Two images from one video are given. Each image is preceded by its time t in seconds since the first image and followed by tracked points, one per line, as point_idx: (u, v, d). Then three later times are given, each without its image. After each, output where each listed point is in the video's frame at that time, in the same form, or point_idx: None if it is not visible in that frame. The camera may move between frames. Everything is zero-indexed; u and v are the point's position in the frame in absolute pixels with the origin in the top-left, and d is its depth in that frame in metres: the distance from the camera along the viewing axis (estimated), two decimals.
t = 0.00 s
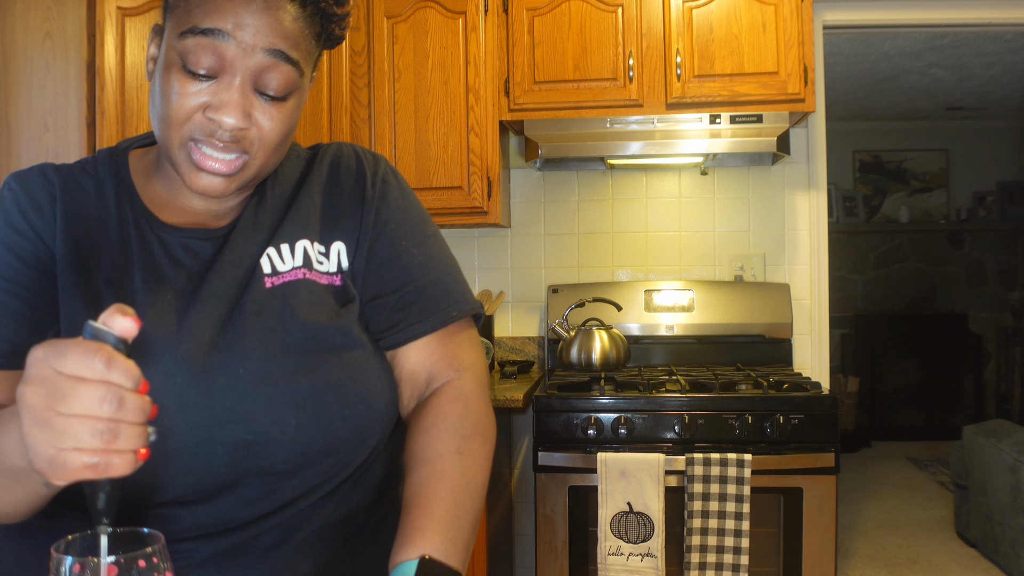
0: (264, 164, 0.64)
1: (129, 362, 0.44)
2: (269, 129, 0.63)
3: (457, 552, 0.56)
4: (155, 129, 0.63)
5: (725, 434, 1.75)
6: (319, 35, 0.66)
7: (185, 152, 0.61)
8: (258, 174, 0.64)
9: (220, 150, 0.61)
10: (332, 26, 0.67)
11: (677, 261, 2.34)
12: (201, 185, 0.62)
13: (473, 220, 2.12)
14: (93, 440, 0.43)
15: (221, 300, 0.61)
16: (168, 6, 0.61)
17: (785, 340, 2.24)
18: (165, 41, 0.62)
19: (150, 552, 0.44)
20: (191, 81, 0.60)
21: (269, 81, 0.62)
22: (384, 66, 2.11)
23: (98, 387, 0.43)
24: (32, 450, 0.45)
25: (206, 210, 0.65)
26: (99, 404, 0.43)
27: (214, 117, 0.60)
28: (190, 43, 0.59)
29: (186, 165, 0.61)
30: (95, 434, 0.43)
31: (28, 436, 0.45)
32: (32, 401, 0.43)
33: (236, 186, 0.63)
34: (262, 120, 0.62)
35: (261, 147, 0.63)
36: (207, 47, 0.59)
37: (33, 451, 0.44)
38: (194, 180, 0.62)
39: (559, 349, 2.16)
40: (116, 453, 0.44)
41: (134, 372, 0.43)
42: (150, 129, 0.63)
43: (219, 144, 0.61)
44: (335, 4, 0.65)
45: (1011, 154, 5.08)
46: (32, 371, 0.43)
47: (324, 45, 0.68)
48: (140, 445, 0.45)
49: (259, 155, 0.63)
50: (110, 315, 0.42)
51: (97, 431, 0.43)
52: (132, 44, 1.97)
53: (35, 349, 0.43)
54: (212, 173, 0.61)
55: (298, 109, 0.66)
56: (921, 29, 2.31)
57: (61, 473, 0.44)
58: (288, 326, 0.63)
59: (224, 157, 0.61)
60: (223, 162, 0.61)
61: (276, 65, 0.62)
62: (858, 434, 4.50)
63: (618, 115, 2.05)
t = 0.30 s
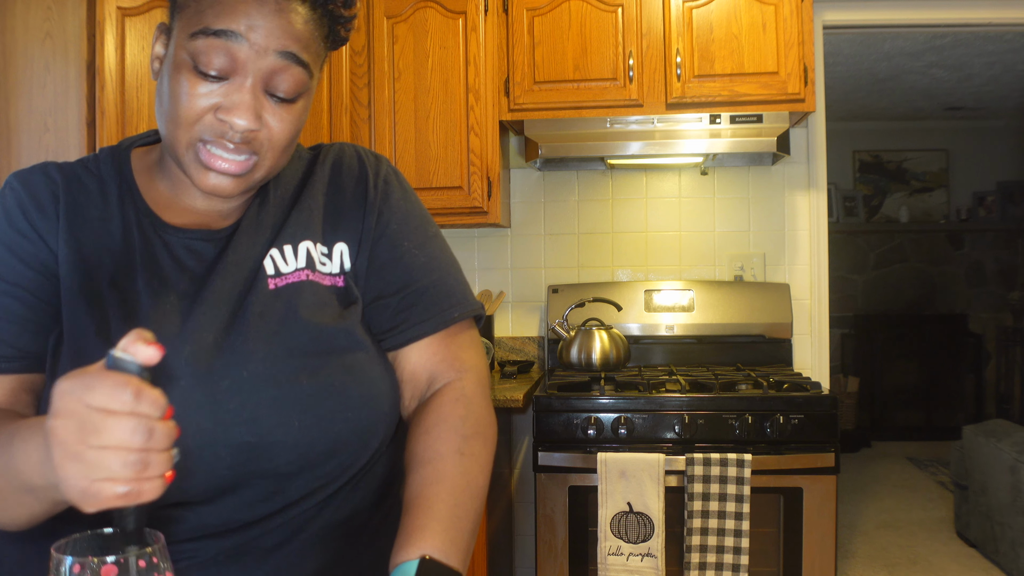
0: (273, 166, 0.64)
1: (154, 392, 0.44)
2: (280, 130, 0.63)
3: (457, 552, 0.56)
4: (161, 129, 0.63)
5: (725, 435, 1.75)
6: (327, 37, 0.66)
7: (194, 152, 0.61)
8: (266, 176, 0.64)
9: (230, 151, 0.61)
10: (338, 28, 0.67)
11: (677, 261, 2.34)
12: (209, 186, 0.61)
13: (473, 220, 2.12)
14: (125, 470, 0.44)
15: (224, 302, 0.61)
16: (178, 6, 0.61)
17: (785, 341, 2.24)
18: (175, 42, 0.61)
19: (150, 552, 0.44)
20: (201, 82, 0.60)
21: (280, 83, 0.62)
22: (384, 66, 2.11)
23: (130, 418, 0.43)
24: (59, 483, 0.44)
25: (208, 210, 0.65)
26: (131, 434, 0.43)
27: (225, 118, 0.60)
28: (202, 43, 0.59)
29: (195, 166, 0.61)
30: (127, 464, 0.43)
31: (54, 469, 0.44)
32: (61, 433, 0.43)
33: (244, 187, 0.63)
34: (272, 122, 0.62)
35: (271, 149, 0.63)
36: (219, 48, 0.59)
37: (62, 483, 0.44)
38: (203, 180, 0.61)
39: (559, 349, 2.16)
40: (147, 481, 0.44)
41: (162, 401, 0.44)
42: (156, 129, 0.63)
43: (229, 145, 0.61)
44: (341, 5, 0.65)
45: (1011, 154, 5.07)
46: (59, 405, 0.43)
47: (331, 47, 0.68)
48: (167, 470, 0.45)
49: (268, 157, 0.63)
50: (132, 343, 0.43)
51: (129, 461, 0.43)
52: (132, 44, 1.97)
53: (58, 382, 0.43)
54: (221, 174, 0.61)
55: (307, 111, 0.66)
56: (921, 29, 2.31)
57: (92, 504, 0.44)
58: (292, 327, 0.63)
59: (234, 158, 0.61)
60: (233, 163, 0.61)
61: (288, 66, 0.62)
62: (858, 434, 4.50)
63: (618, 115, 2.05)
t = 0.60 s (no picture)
0: (290, 169, 0.64)
1: (136, 394, 0.44)
2: (297, 135, 0.63)
3: (458, 553, 0.56)
4: (171, 135, 0.63)
5: (725, 434, 1.75)
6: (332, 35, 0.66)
7: (212, 160, 0.61)
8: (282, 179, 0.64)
9: (250, 158, 0.61)
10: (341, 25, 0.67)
11: (677, 261, 2.34)
12: (228, 193, 0.62)
13: (473, 220, 2.12)
14: (106, 472, 0.43)
15: (229, 301, 0.61)
16: (184, 13, 0.61)
17: (785, 340, 2.24)
18: (184, 49, 0.61)
19: (150, 552, 0.44)
20: (219, 91, 0.60)
21: (296, 88, 0.62)
22: (384, 66, 2.11)
23: (108, 420, 0.43)
24: (43, 487, 0.44)
25: (207, 209, 0.65)
26: (110, 436, 0.43)
27: (245, 127, 0.60)
28: (217, 53, 0.59)
29: (214, 174, 0.61)
30: (107, 466, 0.43)
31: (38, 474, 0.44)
32: (41, 436, 0.44)
33: (262, 192, 0.63)
34: (291, 128, 0.62)
35: (289, 154, 0.63)
36: (236, 58, 0.59)
37: (45, 487, 0.44)
38: (221, 187, 0.62)
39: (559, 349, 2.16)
40: (129, 485, 0.44)
41: (142, 402, 0.43)
42: (166, 134, 0.63)
43: (248, 153, 0.61)
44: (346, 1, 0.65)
45: (1011, 154, 5.08)
46: (40, 408, 0.44)
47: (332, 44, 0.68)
48: (152, 473, 0.45)
49: (287, 162, 0.63)
50: (115, 345, 0.43)
51: (109, 463, 0.43)
52: (132, 44, 1.97)
53: (41, 386, 0.44)
54: (240, 181, 0.62)
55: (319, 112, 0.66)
56: (920, 29, 2.31)
57: (75, 508, 0.44)
58: (295, 326, 0.63)
59: (253, 165, 0.62)
60: (253, 170, 0.61)
61: (303, 72, 0.62)
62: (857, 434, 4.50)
63: (618, 115, 2.05)
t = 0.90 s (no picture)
0: (290, 170, 0.64)
1: (128, 411, 0.44)
2: (300, 136, 0.63)
3: (457, 553, 0.56)
4: (173, 131, 0.62)
5: (725, 434, 1.75)
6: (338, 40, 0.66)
7: (213, 158, 0.61)
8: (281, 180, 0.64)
9: (251, 157, 0.61)
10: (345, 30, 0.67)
11: (677, 261, 2.34)
12: (227, 191, 0.62)
13: (473, 220, 2.12)
14: (95, 490, 0.44)
15: (223, 300, 0.61)
16: (193, 10, 0.61)
17: (785, 340, 2.24)
18: (190, 46, 0.61)
19: (149, 552, 0.44)
20: (224, 89, 0.60)
21: (301, 89, 0.62)
22: (385, 66, 2.11)
23: (98, 438, 0.43)
24: (34, 502, 0.45)
25: (206, 207, 0.65)
26: (100, 455, 0.43)
27: (248, 125, 0.60)
28: (225, 50, 0.59)
29: (213, 172, 0.61)
30: (97, 484, 0.43)
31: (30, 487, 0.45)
32: (32, 452, 0.44)
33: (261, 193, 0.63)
34: (294, 128, 0.62)
35: (290, 154, 0.63)
36: (243, 55, 0.59)
37: (35, 502, 0.45)
38: (221, 185, 0.62)
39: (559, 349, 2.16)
40: (119, 502, 0.44)
41: (133, 421, 0.43)
42: (167, 129, 0.63)
43: (250, 151, 0.61)
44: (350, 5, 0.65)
45: (1011, 154, 5.07)
46: (31, 424, 0.44)
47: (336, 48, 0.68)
48: (142, 491, 0.45)
49: (287, 162, 0.63)
50: (106, 362, 0.43)
51: (99, 481, 0.43)
52: (132, 44, 1.97)
53: (33, 401, 0.44)
54: (240, 179, 0.61)
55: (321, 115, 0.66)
56: (920, 29, 2.31)
57: (64, 524, 0.44)
58: (291, 326, 0.63)
59: (254, 164, 0.61)
60: (254, 169, 0.61)
61: (309, 73, 0.62)
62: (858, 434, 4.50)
63: (618, 115, 2.05)
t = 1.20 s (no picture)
0: (279, 162, 0.64)
1: (147, 409, 0.44)
2: (288, 127, 0.63)
3: (456, 552, 0.56)
4: (162, 124, 0.63)
5: (725, 434, 1.75)
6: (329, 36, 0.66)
7: (200, 150, 0.61)
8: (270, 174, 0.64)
9: (238, 148, 0.61)
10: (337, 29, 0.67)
11: (677, 261, 2.34)
12: (214, 184, 0.62)
13: (473, 220, 2.12)
14: (117, 488, 0.43)
15: (220, 299, 0.61)
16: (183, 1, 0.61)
17: (785, 340, 2.23)
18: (180, 38, 0.61)
19: (149, 553, 0.44)
20: (213, 79, 0.60)
21: (290, 80, 0.62)
22: (384, 66, 2.11)
23: (120, 436, 0.43)
24: (55, 500, 0.45)
25: (203, 206, 0.66)
26: (122, 452, 0.43)
27: (235, 116, 0.60)
28: (213, 40, 0.60)
29: (200, 163, 0.61)
30: (119, 482, 0.43)
31: (49, 488, 0.45)
32: (53, 452, 0.44)
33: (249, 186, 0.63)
34: (281, 119, 0.62)
35: (279, 146, 0.63)
36: (231, 45, 0.60)
37: (56, 501, 0.45)
38: (208, 177, 0.62)
39: (559, 349, 2.16)
40: (140, 500, 0.44)
41: (153, 419, 0.43)
42: (156, 123, 0.63)
43: (237, 141, 0.61)
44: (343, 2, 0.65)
45: (1011, 154, 5.08)
46: (51, 423, 0.44)
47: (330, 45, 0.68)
48: (161, 489, 0.45)
49: (276, 155, 0.63)
50: (125, 361, 0.43)
51: (121, 479, 0.43)
52: (132, 44, 1.97)
53: (52, 400, 0.44)
54: (226, 171, 0.61)
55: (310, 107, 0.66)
56: (920, 29, 2.31)
57: (84, 522, 0.44)
58: (288, 324, 0.63)
59: (240, 156, 0.62)
60: (241, 160, 0.62)
61: (298, 64, 0.62)
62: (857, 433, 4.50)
63: (618, 115, 2.05)
